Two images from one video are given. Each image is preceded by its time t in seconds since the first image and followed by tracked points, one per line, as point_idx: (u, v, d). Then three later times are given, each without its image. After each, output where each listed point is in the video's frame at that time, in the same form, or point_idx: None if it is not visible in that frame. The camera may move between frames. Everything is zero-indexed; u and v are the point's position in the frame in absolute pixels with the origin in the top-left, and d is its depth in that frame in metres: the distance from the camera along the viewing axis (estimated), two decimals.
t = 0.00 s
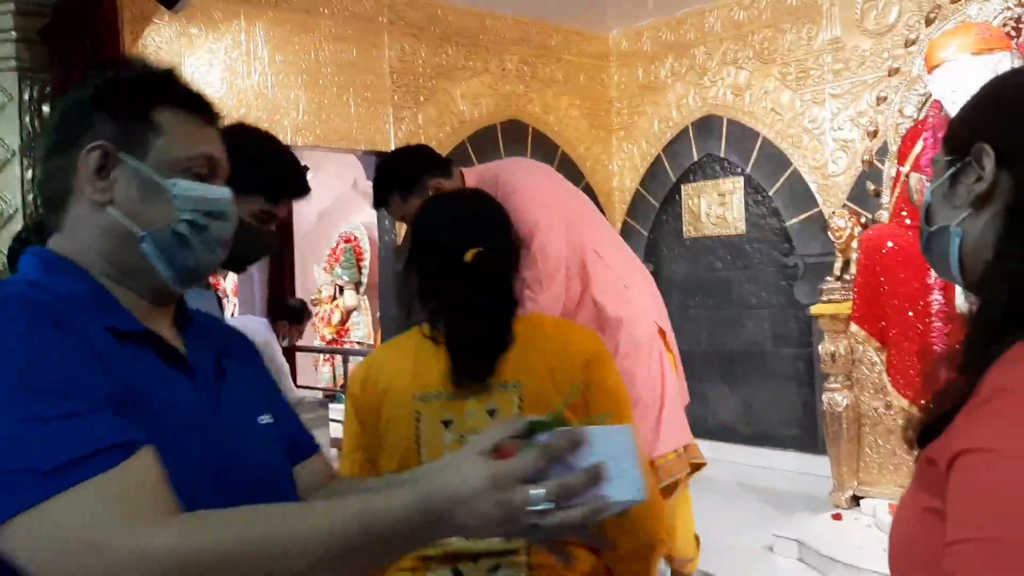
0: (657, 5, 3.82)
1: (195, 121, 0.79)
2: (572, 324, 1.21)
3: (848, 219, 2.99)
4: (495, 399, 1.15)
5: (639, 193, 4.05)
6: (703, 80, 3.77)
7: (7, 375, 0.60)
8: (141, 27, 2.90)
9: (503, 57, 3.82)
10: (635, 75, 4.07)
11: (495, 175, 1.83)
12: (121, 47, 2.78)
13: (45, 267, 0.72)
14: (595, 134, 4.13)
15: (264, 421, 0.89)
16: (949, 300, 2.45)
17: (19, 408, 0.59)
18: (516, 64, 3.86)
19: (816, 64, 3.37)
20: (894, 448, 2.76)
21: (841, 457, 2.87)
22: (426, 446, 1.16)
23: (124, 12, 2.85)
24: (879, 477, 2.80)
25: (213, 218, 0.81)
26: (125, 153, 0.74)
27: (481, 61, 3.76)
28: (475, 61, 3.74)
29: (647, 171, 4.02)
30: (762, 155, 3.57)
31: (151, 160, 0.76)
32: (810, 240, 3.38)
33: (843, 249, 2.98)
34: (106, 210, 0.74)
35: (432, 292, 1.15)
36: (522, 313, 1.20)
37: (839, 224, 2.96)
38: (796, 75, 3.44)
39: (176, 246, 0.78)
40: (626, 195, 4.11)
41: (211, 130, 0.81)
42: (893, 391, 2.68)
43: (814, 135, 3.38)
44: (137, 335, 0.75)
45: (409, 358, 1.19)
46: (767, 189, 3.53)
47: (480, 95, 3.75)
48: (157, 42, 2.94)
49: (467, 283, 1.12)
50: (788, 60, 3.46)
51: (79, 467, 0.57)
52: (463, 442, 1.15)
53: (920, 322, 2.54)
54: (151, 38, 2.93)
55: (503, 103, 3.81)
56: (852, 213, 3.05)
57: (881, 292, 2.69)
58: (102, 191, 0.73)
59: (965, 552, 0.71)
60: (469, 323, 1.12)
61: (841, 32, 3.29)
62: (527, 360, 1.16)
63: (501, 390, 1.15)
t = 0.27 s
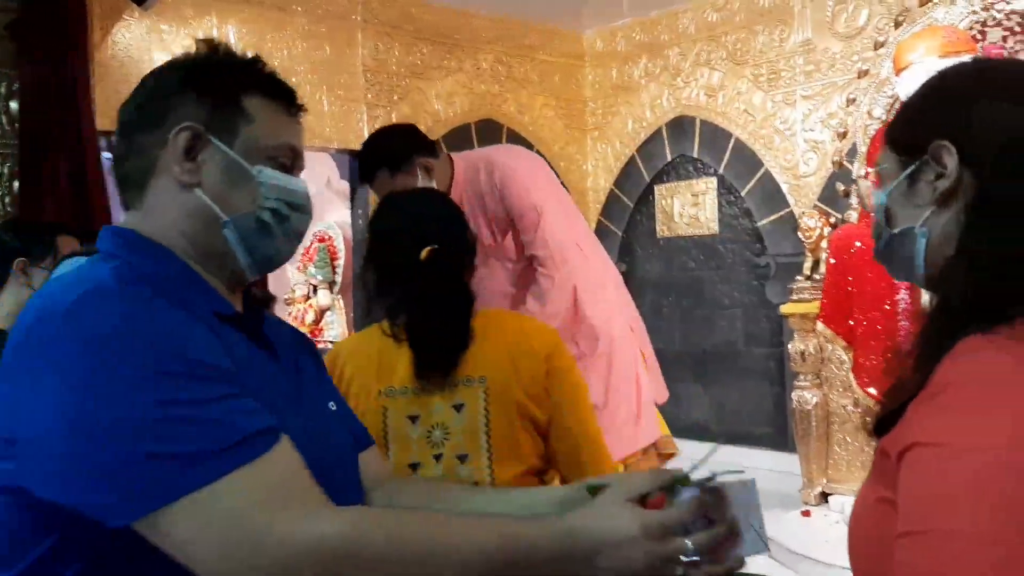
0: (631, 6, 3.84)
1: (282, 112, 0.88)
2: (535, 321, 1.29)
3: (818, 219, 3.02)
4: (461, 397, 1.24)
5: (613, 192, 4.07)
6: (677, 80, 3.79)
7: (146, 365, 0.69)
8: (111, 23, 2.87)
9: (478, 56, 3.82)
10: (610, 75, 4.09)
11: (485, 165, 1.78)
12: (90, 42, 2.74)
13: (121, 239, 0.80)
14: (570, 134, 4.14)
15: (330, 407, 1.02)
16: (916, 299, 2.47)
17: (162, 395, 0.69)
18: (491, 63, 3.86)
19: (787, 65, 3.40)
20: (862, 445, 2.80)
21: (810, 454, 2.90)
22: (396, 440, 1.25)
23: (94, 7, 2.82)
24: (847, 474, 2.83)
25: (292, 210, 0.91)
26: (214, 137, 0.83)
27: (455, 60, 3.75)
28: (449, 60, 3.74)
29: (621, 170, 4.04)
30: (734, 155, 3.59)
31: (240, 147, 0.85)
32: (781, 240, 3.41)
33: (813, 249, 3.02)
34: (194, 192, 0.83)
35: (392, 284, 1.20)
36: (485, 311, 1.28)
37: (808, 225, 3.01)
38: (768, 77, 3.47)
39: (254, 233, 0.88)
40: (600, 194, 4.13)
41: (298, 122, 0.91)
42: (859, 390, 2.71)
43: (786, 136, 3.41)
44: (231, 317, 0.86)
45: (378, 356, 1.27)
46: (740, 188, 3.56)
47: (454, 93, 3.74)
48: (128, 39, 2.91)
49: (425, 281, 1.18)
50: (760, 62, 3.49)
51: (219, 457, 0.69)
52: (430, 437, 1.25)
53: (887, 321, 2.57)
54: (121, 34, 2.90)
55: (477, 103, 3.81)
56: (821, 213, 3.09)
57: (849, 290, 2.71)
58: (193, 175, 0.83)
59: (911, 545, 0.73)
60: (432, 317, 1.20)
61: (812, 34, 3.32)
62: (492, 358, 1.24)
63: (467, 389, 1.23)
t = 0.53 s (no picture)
0: None
1: (274, 93, 0.87)
2: (485, 319, 1.34)
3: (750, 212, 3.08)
4: (411, 394, 1.29)
5: (552, 186, 4.08)
6: (614, 75, 3.82)
7: (164, 358, 0.68)
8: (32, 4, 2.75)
9: (416, 47, 3.79)
10: (548, 68, 4.10)
11: (478, 139, 2.12)
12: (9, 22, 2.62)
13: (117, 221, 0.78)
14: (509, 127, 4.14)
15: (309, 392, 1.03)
16: (842, 292, 2.58)
17: (180, 388, 0.68)
18: (429, 54, 3.83)
19: (722, 61, 3.46)
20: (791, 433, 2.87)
21: (742, 442, 2.97)
22: (344, 432, 1.31)
23: None
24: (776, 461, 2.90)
25: (281, 194, 0.91)
26: (203, 116, 0.82)
27: (393, 51, 3.71)
28: (387, 50, 3.69)
29: (559, 163, 4.05)
30: (671, 149, 3.64)
31: (232, 129, 0.84)
32: (715, 233, 3.47)
33: (745, 241, 3.07)
34: (182, 170, 0.82)
35: (348, 272, 1.26)
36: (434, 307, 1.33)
37: (740, 218, 3.07)
38: (703, 72, 3.52)
39: (245, 218, 0.88)
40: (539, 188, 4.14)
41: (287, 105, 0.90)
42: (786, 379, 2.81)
43: (720, 131, 3.47)
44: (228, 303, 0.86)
45: (329, 346, 1.33)
46: (676, 182, 3.61)
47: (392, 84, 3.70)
48: (51, 21, 2.80)
49: (378, 269, 1.25)
50: (696, 58, 3.54)
51: (236, 452, 0.69)
52: (376, 431, 1.30)
53: (814, 313, 2.66)
54: (43, 16, 2.78)
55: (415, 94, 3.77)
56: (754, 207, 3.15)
57: (778, 282, 2.78)
58: (180, 154, 0.81)
59: (842, 529, 0.75)
60: (383, 304, 1.25)
61: (746, 32, 3.38)
62: (441, 358, 1.29)
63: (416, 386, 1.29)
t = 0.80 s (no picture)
0: None
1: (219, 45, 0.82)
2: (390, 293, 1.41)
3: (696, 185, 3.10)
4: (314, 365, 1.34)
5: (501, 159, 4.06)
6: (564, 47, 3.81)
7: (125, 334, 0.63)
8: None
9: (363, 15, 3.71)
10: (497, 40, 4.06)
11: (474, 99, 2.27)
12: None
13: (56, 182, 0.71)
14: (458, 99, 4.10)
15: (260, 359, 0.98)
16: (784, 263, 2.63)
17: (141, 367, 0.63)
18: (376, 23, 3.76)
19: (671, 35, 3.46)
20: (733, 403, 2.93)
21: (686, 412, 3.01)
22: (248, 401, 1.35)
23: None
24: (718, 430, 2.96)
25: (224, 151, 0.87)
26: (147, 68, 0.77)
27: (338, 19, 3.63)
28: (332, 18, 3.61)
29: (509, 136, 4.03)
30: (619, 123, 3.64)
31: (177, 83, 0.79)
32: (663, 207, 3.50)
33: (691, 214, 3.10)
34: (126, 129, 0.76)
35: (256, 250, 1.32)
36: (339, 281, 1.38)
37: (687, 191, 3.08)
38: (652, 46, 3.52)
39: (189, 178, 0.83)
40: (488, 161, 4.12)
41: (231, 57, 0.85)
42: (731, 349, 2.85)
43: (668, 105, 3.48)
44: (183, 270, 0.81)
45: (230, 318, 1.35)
46: (624, 156, 3.62)
47: (339, 53, 3.62)
48: None
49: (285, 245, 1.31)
50: (645, 31, 3.54)
51: (202, 434, 0.65)
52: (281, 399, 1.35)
53: (757, 284, 2.71)
54: None
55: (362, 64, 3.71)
56: (700, 180, 3.18)
57: (721, 254, 2.81)
58: (124, 110, 0.75)
59: (780, 489, 0.74)
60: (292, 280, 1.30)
61: (694, 5, 3.39)
62: (346, 331, 1.35)
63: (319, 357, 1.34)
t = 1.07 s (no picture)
0: None
1: (186, 11, 0.77)
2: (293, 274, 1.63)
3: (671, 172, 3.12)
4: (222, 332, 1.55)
5: (478, 145, 4.06)
6: (541, 34, 3.80)
7: (107, 336, 0.57)
8: None
9: None
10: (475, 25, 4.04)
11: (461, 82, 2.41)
12: None
13: (23, 162, 0.65)
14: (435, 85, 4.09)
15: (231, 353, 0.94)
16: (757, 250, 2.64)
17: (125, 373, 0.57)
18: (352, 8, 3.73)
19: (647, 22, 3.46)
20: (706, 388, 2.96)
21: (660, 398, 3.05)
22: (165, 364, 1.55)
23: None
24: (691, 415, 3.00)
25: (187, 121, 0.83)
26: (113, 38, 0.70)
27: (313, 3, 3.60)
28: (307, 3, 3.58)
29: (486, 122, 4.02)
30: (596, 109, 3.64)
31: (141, 55, 0.73)
32: (639, 194, 3.51)
33: (666, 201, 3.11)
34: (92, 105, 0.70)
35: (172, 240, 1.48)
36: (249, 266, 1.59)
37: (661, 178, 3.10)
38: (628, 33, 3.52)
39: (154, 153, 0.78)
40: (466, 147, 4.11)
41: (191, 26, 0.79)
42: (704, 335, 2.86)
43: (644, 92, 3.48)
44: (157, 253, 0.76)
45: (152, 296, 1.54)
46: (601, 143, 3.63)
47: (314, 37, 3.59)
48: None
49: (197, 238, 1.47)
50: (621, 18, 3.54)
51: (189, 445, 0.60)
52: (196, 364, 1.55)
53: (731, 270, 2.72)
54: None
55: (337, 49, 3.68)
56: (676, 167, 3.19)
57: (695, 240, 2.83)
58: (91, 84, 0.69)
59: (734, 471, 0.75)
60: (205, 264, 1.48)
61: None
62: (250, 305, 1.56)
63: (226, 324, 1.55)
